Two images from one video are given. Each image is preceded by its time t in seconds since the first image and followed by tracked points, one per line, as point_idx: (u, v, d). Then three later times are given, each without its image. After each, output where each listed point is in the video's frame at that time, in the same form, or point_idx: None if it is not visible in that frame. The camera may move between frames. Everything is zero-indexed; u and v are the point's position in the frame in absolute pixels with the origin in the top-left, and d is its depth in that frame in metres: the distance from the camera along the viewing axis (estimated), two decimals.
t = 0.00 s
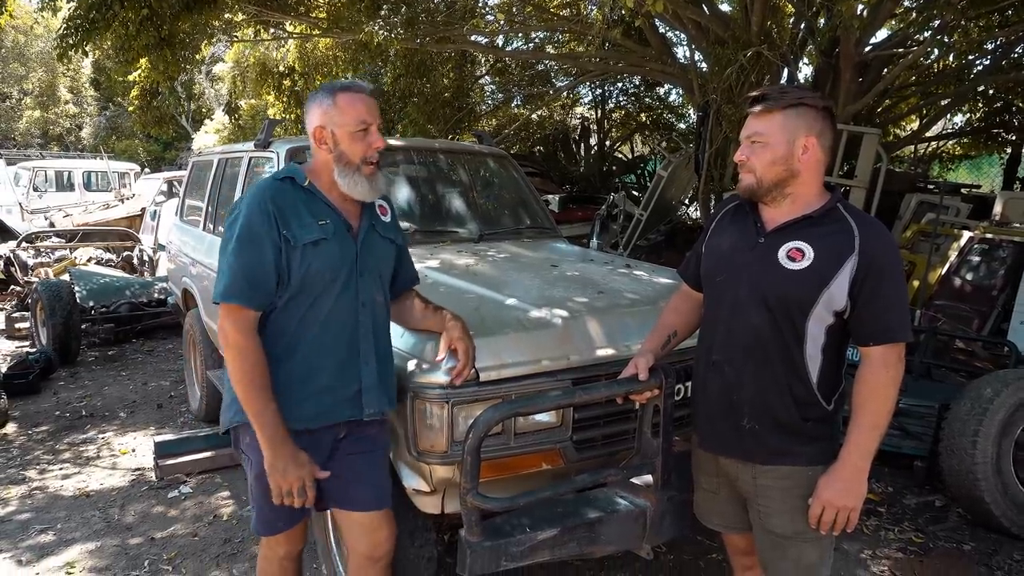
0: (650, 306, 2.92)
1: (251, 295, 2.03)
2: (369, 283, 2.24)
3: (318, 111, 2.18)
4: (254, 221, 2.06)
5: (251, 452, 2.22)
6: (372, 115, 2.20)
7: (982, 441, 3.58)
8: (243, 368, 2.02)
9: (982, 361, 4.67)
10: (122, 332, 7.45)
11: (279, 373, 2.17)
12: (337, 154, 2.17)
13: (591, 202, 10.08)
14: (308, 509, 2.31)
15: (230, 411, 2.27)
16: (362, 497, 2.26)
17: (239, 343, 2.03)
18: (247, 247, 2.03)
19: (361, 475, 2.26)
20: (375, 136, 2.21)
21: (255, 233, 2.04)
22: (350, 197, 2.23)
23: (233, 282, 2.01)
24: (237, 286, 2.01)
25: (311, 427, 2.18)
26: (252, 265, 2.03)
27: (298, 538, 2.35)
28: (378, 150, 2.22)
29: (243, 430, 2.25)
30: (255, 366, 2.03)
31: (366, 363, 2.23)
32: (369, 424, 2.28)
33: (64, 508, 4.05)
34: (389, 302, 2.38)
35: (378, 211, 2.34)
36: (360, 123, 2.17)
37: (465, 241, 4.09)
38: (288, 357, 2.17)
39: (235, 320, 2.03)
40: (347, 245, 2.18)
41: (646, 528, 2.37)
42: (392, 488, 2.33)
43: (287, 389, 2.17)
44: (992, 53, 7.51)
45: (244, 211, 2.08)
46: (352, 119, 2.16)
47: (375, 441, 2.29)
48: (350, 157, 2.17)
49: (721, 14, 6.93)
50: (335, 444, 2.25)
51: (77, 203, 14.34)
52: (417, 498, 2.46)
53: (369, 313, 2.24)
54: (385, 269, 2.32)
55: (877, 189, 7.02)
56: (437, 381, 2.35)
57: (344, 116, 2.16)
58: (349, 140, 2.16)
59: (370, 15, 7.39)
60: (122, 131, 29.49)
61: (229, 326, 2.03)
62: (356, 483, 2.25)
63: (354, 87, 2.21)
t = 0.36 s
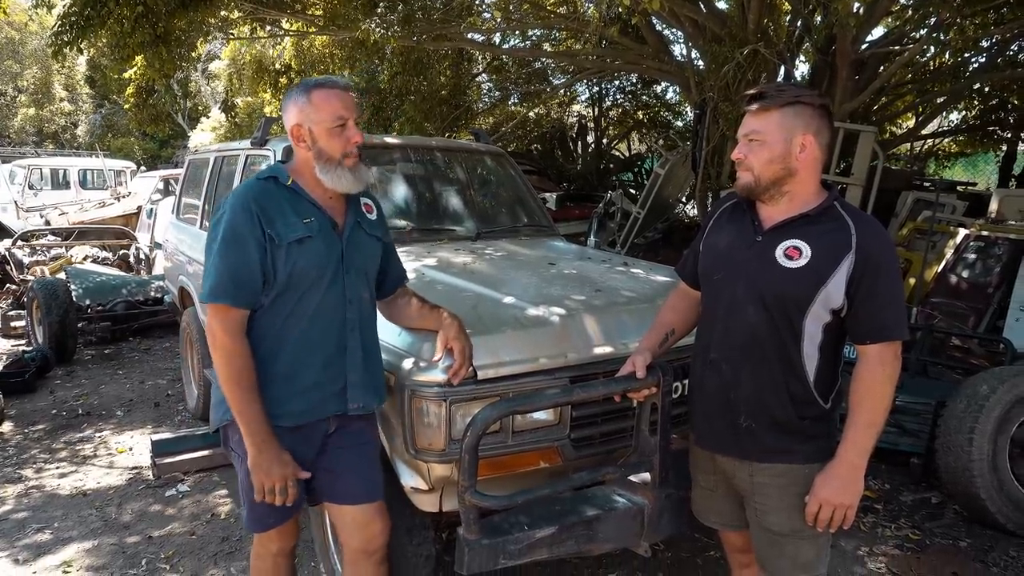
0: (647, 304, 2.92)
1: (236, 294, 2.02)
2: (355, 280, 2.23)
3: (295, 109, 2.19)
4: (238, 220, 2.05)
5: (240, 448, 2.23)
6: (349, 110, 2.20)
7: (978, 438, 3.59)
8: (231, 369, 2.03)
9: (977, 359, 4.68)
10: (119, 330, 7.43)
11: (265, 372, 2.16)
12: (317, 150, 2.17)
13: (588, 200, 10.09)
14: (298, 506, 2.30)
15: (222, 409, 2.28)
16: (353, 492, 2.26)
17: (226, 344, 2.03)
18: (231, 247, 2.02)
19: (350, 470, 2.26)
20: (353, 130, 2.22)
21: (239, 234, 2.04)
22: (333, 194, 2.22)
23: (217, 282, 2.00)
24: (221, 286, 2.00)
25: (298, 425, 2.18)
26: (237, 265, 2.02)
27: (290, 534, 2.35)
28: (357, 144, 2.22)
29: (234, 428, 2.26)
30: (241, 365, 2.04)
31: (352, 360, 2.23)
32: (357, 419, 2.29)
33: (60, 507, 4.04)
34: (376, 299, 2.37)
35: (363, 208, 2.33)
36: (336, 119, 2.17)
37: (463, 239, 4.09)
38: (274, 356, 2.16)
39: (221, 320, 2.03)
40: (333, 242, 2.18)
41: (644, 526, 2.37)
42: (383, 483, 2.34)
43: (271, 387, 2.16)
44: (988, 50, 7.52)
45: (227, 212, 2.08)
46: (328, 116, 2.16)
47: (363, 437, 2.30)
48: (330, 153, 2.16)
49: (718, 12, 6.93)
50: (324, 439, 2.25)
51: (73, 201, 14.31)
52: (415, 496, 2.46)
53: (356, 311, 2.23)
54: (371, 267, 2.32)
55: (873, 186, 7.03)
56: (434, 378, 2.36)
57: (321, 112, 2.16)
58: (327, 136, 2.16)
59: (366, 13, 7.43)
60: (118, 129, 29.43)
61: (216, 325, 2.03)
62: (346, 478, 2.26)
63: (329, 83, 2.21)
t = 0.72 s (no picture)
0: (645, 304, 2.92)
1: (229, 286, 2.02)
2: (347, 274, 2.23)
3: (290, 105, 2.18)
4: (229, 212, 2.05)
5: (235, 447, 2.22)
6: (344, 107, 2.20)
7: (973, 439, 3.60)
8: (228, 362, 2.03)
9: (973, 360, 4.70)
10: (115, 328, 7.41)
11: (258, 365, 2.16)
12: (312, 146, 2.16)
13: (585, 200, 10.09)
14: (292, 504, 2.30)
15: (214, 408, 2.27)
16: (350, 492, 2.26)
17: (221, 337, 2.03)
18: (223, 239, 2.02)
19: (347, 469, 2.26)
20: (348, 128, 2.22)
21: (230, 225, 2.04)
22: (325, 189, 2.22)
23: (210, 273, 2.00)
24: (213, 278, 2.00)
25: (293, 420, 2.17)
26: (229, 257, 2.02)
27: (285, 532, 2.35)
28: (352, 143, 2.22)
29: (226, 426, 2.25)
30: (236, 357, 2.04)
31: (344, 353, 2.23)
32: (352, 418, 2.28)
33: (56, 505, 4.03)
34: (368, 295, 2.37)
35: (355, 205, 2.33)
36: (332, 115, 2.16)
37: (460, 238, 4.08)
38: (267, 350, 2.15)
39: (215, 312, 2.03)
40: (324, 236, 2.17)
41: (640, 526, 2.38)
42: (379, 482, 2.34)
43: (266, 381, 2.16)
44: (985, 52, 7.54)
45: (218, 204, 2.07)
46: (324, 112, 2.15)
47: (359, 436, 2.29)
48: (325, 149, 2.16)
49: (716, 12, 6.93)
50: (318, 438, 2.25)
51: (70, 198, 14.28)
52: (411, 496, 2.46)
53: (348, 304, 2.23)
54: (363, 262, 2.31)
55: (870, 188, 7.04)
56: (430, 378, 2.36)
57: (316, 109, 2.15)
58: (323, 133, 2.16)
59: (365, 12, 7.41)
60: (115, 127, 29.39)
61: (210, 318, 2.02)
62: (342, 478, 2.25)
63: (325, 80, 2.20)
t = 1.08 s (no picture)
0: (643, 306, 2.93)
1: (206, 288, 2.05)
2: (332, 277, 2.18)
3: (263, 117, 2.26)
4: (208, 216, 2.09)
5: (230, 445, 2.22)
6: (307, 107, 2.21)
7: (972, 440, 3.60)
8: (206, 362, 2.06)
9: (972, 362, 4.70)
10: (113, 331, 7.40)
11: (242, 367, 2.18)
12: (278, 150, 2.21)
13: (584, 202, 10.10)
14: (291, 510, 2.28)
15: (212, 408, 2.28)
16: (348, 502, 2.24)
17: (201, 336, 2.07)
18: (200, 243, 2.06)
19: (346, 480, 2.24)
20: (311, 127, 2.21)
21: (208, 229, 2.07)
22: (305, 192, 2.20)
23: (188, 276, 2.06)
24: (190, 280, 2.05)
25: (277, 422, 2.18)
26: (205, 259, 2.05)
27: (284, 538, 2.34)
28: (319, 141, 2.21)
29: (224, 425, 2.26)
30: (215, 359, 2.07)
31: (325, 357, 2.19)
32: (349, 425, 2.26)
33: (54, 507, 4.03)
34: (366, 299, 2.30)
35: (352, 207, 2.27)
36: (290, 115, 2.19)
37: (459, 241, 4.08)
38: (249, 351, 2.17)
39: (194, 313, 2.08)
40: (305, 238, 2.14)
41: (639, 527, 2.38)
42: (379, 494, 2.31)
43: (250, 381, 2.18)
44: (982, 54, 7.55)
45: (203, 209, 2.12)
46: (284, 114, 2.19)
47: (357, 446, 2.26)
48: (286, 150, 2.18)
49: (714, 15, 6.94)
50: (309, 443, 2.24)
51: (68, 200, 14.26)
52: (410, 498, 2.46)
53: (331, 307, 2.19)
54: (358, 266, 2.24)
55: (869, 190, 7.05)
56: (428, 380, 2.36)
57: (278, 114, 2.21)
58: (283, 135, 2.19)
59: (364, 14, 7.40)
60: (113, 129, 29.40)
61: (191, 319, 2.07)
62: (339, 487, 2.24)
63: (288, 84, 2.25)
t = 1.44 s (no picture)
0: (642, 305, 2.93)
1: (201, 283, 2.10)
2: (327, 276, 2.18)
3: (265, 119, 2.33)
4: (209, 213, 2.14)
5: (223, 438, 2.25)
6: (299, 106, 2.24)
7: (971, 439, 3.60)
8: (197, 355, 2.12)
9: (971, 361, 4.71)
10: (113, 331, 7.40)
11: (235, 363, 2.21)
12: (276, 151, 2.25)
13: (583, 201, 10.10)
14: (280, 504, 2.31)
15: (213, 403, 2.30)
16: (336, 499, 2.25)
17: (196, 331, 2.13)
18: (200, 239, 2.12)
19: (335, 478, 2.25)
20: (304, 125, 2.24)
21: (208, 226, 2.12)
22: (303, 190, 2.22)
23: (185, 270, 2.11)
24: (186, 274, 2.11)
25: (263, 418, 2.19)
26: (202, 255, 2.11)
27: (275, 532, 2.36)
28: (312, 138, 2.22)
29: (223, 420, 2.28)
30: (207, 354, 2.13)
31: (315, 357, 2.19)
32: (345, 423, 2.26)
33: (54, 508, 4.03)
34: (365, 299, 2.29)
35: (355, 206, 2.27)
36: (283, 117, 2.23)
37: (458, 240, 4.08)
38: (242, 348, 2.19)
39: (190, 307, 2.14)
40: (301, 237, 2.16)
41: (638, 526, 2.38)
42: (372, 493, 2.31)
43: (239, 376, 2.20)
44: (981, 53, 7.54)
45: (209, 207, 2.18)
46: (277, 117, 2.24)
47: (351, 445, 2.26)
48: (282, 150, 2.22)
49: (714, 14, 6.95)
50: (300, 440, 2.25)
51: (68, 200, 14.26)
52: (410, 497, 2.46)
53: (324, 306, 2.19)
54: (356, 266, 2.23)
55: (868, 189, 7.05)
56: (428, 380, 2.37)
57: (273, 115, 2.25)
58: (278, 136, 2.24)
59: (363, 14, 7.40)
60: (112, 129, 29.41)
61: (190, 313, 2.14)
62: (327, 483, 2.25)
63: (282, 85, 2.28)
